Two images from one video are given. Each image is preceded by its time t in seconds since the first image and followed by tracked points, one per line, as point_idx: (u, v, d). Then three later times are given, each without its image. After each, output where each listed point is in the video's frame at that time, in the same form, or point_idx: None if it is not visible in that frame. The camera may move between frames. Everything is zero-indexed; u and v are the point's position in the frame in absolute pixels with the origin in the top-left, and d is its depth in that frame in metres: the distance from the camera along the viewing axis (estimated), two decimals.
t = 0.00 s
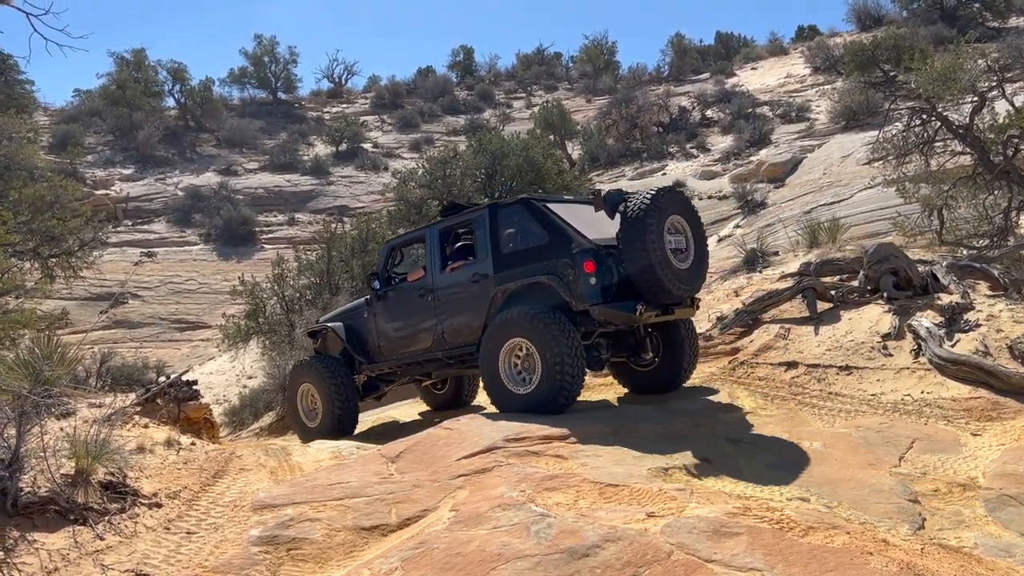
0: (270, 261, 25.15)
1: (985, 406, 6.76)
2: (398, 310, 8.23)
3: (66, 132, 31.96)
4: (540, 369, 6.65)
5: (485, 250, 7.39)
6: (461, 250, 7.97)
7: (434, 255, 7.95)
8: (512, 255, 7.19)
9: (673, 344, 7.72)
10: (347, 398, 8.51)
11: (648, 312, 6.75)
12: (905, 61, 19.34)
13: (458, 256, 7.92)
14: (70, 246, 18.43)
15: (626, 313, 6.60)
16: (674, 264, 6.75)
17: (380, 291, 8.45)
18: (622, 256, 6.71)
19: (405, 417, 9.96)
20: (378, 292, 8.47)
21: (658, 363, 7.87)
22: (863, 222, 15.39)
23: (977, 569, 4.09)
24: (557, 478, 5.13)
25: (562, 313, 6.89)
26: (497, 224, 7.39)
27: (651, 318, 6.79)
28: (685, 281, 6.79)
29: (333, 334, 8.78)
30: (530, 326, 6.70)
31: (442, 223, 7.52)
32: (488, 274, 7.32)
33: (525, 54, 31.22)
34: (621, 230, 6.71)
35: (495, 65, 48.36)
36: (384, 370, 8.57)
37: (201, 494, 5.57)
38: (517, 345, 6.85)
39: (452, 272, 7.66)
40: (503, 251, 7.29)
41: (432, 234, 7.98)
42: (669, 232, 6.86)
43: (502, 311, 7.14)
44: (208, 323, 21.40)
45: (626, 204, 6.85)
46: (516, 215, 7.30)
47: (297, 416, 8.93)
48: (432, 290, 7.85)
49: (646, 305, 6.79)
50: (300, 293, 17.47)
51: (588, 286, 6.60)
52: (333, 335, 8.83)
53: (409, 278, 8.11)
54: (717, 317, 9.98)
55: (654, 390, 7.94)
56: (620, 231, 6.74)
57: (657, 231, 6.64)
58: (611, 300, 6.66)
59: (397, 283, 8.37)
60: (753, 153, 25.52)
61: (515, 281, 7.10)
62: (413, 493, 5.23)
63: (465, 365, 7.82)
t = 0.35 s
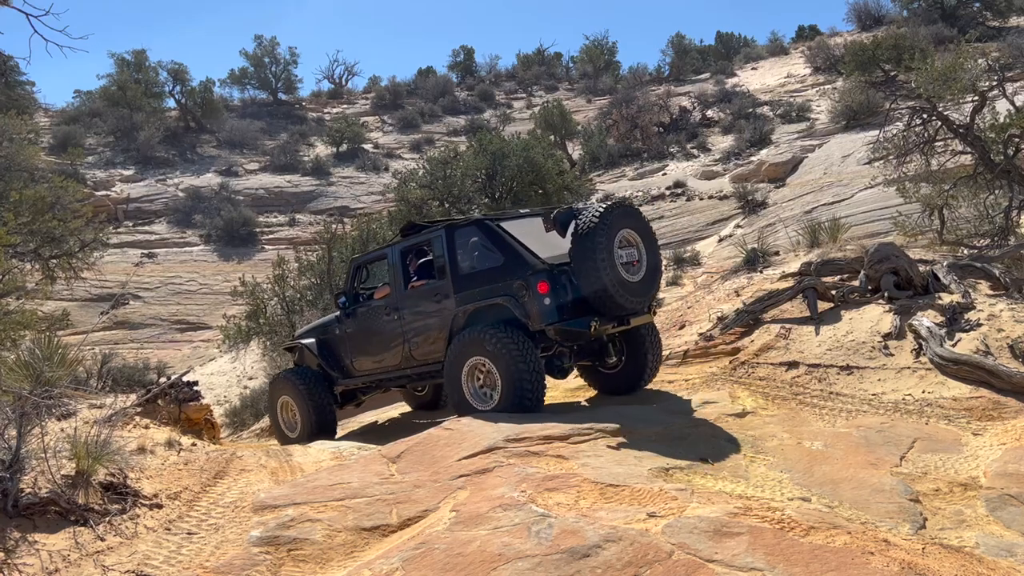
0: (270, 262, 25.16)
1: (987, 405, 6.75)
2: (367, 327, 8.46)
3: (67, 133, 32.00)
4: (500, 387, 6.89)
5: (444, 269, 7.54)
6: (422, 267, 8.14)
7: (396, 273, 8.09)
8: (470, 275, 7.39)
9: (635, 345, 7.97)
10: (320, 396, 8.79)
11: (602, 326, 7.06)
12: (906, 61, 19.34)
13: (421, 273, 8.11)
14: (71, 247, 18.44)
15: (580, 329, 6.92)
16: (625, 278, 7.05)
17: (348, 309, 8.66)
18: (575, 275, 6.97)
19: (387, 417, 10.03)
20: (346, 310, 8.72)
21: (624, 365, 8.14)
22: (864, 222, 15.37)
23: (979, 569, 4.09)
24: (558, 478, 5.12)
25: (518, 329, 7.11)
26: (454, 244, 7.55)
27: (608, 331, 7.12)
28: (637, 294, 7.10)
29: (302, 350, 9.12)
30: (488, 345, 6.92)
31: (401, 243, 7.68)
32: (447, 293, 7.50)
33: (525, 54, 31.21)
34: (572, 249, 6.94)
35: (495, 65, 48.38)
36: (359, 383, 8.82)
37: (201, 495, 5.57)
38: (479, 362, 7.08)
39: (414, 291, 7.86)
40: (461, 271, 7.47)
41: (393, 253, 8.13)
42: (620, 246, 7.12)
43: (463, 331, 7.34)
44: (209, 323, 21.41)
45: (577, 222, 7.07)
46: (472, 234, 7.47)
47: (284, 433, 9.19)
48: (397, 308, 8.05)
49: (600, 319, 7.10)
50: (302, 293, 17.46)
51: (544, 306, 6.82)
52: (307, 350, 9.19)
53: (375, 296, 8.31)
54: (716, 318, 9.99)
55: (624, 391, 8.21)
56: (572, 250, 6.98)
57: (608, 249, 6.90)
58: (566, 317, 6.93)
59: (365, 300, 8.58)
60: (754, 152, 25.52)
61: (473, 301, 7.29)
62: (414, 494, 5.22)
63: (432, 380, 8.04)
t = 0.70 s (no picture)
0: (271, 262, 25.16)
1: (988, 405, 6.75)
2: (348, 331, 8.55)
3: (68, 134, 32.02)
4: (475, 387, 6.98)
5: (421, 273, 7.67)
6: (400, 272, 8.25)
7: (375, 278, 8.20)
8: (446, 279, 7.51)
9: (610, 346, 8.14)
10: (300, 387, 8.87)
11: (574, 326, 7.18)
12: (906, 60, 19.33)
13: (399, 278, 8.22)
14: (72, 248, 18.45)
15: (553, 329, 7.05)
16: (596, 279, 7.13)
17: (329, 314, 8.75)
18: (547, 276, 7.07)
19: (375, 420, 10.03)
20: (326, 315, 8.79)
21: (600, 365, 8.30)
22: (865, 221, 15.36)
23: (980, 569, 4.08)
24: (558, 478, 5.12)
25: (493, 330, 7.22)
26: (429, 249, 7.66)
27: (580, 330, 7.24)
28: (608, 294, 7.19)
29: (281, 353, 9.32)
30: (463, 346, 7.02)
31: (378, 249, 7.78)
32: (425, 296, 7.64)
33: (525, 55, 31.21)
34: (544, 252, 7.03)
35: (496, 66, 48.39)
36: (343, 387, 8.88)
37: (202, 495, 5.57)
38: (453, 363, 7.17)
39: (392, 295, 7.97)
40: (436, 275, 7.59)
41: (371, 258, 8.22)
42: (591, 248, 7.19)
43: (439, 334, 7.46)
44: (210, 324, 21.41)
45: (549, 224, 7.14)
46: (446, 239, 7.60)
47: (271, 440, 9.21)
48: (376, 313, 8.15)
49: (573, 319, 7.21)
50: (303, 293, 17.47)
51: (518, 308, 6.98)
52: (291, 356, 9.23)
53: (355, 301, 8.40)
54: (715, 320, 9.98)
55: (598, 390, 8.38)
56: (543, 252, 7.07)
57: (579, 250, 6.97)
58: (539, 319, 7.06)
59: (345, 305, 8.66)
60: (754, 152, 25.51)
61: (450, 305, 7.43)
62: (414, 494, 5.22)
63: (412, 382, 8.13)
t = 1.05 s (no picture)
0: (272, 262, 25.18)
1: (989, 403, 6.75)
2: (335, 331, 8.64)
3: (69, 134, 32.06)
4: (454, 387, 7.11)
5: (404, 274, 7.76)
6: (386, 272, 8.34)
7: (361, 277, 8.29)
8: (428, 279, 7.59)
9: (591, 346, 8.24)
10: (287, 379, 8.95)
11: (552, 324, 7.29)
12: (907, 59, 19.32)
13: (386, 278, 8.31)
14: (73, 248, 18.45)
15: (531, 328, 7.15)
16: (573, 279, 7.23)
17: (318, 315, 8.85)
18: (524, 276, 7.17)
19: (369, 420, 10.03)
20: (316, 316, 8.90)
21: (582, 364, 8.42)
22: (867, 220, 15.36)
23: (982, 567, 4.08)
24: (560, 477, 5.13)
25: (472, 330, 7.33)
26: (412, 250, 7.74)
27: (557, 329, 7.35)
28: (585, 294, 7.31)
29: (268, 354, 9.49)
30: (444, 346, 7.15)
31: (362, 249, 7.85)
32: (407, 296, 7.72)
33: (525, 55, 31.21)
34: (522, 252, 7.13)
35: (496, 65, 48.38)
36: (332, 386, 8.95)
37: (204, 494, 5.58)
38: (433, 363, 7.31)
39: (378, 295, 8.05)
40: (419, 275, 7.68)
41: (358, 259, 8.32)
42: (568, 249, 7.29)
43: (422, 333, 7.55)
44: (211, 323, 21.42)
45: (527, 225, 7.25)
46: (428, 240, 7.68)
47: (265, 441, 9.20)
48: (362, 312, 8.25)
49: (551, 317, 7.32)
50: (305, 292, 17.46)
51: (496, 307, 7.09)
52: (282, 357, 9.30)
53: (343, 301, 8.51)
54: (716, 320, 9.96)
55: (581, 390, 8.47)
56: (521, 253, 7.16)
57: (556, 251, 7.08)
58: (517, 317, 7.17)
59: (333, 305, 8.76)
60: (755, 151, 25.49)
61: (431, 305, 7.52)
62: (415, 494, 5.22)
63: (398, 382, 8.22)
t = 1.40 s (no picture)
0: (274, 262, 25.20)
1: (992, 403, 6.73)
2: (325, 333, 8.73)
3: (70, 134, 32.09)
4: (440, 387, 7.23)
5: (392, 276, 7.86)
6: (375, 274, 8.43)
7: (350, 279, 8.38)
8: (415, 281, 7.70)
9: (577, 346, 8.26)
10: (279, 380, 9.00)
11: (536, 326, 7.40)
12: (908, 58, 19.30)
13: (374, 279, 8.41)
14: (75, 248, 18.47)
15: (514, 329, 7.33)
16: (557, 281, 7.32)
17: (308, 316, 8.92)
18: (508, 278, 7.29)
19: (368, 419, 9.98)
20: (307, 318, 8.95)
21: (568, 365, 8.39)
22: (868, 220, 15.35)
23: (984, 567, 4.08)
24: (561, 477, 5.12)
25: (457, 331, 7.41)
26: (400, 252, 7.84)
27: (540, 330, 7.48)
28: (569, 296, 7.39)
29: (259, 358, 9.58)
30: (431, 346, 7.23)
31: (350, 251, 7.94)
32: (395, 298, 7.83)
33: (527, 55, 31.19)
34: (506, 253, 7.24)
35: (498, 65, 48.37)
36: (324, 386, 9.02)
37: (205, 494, 5.58)
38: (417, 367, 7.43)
39: (367, 297, 8.15)
40: (406, 277, 7.78)
41: (347, 261, 8.41)
42: (552, 250, 7.38)
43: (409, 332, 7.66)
44: (213, 323, 21.43)
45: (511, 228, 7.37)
46: (415, 242, 7.76)
47: (257, 442, 9.22)
48: (351, 314, 8.34)
49: (535, 318, 7.44)
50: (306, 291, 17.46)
51: (481, 307, 7.20)
52: (273, 358, 9.34)
53: (332, 302, 8.60)
54: (717, 319, 9.94)
55: (565, 391, 8.47)
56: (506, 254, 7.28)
57: (539, 252, 7.18)
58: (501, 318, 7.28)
59: (324, 306, 8.79)
60: (757, 151, 25.46)
61: (418, 306, 7.63)
62: (417, 493, 5.22)
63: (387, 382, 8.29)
